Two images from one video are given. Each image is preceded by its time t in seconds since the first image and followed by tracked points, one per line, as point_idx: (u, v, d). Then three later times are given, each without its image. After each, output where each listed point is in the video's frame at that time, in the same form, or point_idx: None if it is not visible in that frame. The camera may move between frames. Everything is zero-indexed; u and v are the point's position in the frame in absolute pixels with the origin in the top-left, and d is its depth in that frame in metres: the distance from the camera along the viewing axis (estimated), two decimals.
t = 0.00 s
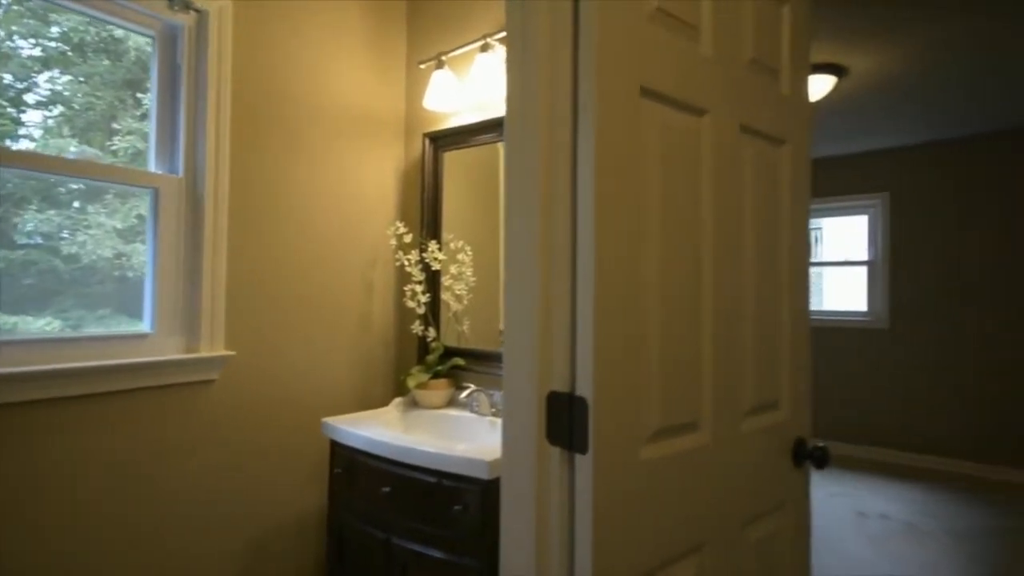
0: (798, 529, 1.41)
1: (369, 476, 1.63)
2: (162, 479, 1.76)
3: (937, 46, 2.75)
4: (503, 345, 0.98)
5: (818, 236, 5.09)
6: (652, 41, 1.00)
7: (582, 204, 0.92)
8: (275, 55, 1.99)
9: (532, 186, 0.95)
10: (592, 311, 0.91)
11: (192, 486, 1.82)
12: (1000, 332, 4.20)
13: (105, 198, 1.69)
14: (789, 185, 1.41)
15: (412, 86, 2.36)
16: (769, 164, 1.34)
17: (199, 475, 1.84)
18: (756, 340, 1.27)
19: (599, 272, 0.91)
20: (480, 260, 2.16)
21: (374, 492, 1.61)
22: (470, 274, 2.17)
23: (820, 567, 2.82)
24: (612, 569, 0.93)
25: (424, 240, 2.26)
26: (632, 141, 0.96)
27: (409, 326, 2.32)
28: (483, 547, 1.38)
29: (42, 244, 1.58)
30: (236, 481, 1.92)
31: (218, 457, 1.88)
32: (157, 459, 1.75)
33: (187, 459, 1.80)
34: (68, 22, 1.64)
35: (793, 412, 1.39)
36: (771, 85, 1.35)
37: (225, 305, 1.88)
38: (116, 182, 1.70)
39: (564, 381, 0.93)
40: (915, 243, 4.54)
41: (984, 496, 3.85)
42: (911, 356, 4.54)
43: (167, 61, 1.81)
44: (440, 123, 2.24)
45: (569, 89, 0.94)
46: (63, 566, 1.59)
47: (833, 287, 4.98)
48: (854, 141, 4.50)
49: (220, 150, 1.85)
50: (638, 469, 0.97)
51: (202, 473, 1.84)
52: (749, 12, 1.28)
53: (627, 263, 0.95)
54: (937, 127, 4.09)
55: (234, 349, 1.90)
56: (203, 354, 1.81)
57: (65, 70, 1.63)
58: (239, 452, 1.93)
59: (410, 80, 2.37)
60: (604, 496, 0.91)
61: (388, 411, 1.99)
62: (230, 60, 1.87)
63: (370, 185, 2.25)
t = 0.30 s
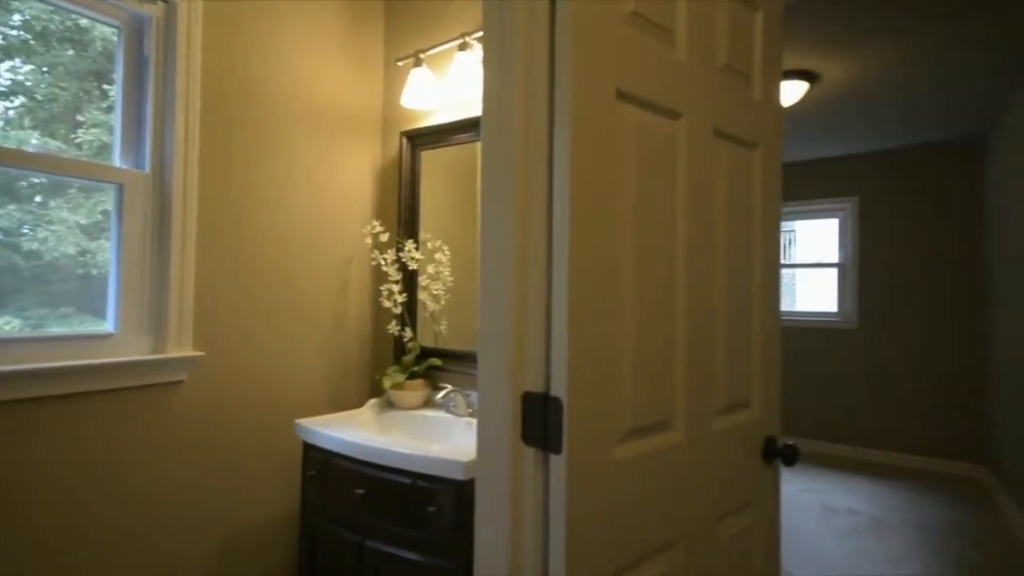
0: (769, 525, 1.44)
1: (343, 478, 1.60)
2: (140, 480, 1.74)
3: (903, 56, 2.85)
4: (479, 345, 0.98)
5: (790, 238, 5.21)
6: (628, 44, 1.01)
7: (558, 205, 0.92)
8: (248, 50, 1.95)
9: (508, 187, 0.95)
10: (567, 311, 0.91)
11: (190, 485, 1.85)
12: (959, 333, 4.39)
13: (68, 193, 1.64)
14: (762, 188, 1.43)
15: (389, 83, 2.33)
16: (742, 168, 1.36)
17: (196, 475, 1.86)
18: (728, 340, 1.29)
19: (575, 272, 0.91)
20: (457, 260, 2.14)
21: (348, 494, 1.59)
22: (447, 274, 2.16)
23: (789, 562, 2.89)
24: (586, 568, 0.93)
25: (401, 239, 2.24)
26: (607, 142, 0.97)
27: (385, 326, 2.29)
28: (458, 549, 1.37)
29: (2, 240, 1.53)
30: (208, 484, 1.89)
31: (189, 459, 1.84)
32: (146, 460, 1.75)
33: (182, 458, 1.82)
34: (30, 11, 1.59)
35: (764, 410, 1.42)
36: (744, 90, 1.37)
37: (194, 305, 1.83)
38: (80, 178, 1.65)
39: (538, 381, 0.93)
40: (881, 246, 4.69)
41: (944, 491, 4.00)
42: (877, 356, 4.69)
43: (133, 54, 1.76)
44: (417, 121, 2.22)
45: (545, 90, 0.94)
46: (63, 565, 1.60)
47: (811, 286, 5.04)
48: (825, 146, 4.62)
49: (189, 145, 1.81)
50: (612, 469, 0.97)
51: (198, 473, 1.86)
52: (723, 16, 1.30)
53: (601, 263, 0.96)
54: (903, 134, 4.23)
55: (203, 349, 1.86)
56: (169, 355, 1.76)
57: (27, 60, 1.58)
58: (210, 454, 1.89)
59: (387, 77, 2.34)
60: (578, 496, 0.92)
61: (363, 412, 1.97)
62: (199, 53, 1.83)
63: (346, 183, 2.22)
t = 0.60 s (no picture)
0: (739, 521, 1.46)
1: (315, 480, 1.58)
2: (116, 483, 1.70)
3: (873, 61, 2.92)
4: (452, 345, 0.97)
5: (765, 239, 5.31)
6: (603, 47, 1.02)
7: (532, 206, 0.93)
8: (219, 43, 1.90)
9: (482, 188, 0.95)
10: (541, 312, 0.91)
11: (188, 485, 1.87)
12: (924, 332, 4.53)
13: (30, 187, 1.59)
14: (734, 190, 1.46)
15: (365, 80, 2.29)
16: (715, 169, 1.38)
17: (192, 475, 1.88)
18: (702, 340, 1.31)
19: (548, 274, 0.92)
20: (434, 259, 2.12)
21: (320, 497, 1.56)
22: (424, 273, 2.13)
23: (761, 557, 2.95)
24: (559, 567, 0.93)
25: (377, 238, 2.21)
26: (583, 144, 0.97)
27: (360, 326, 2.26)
28: (432, 551, 1.36)
29: None
30: (176, 486, 1.84)
31: (156, 461, 1.79)
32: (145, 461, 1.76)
33: (180, 459, 1.84)
34: None
35: (734, 409, 1.44)
36: (717, 93, 1.39)
37: (161, 304, 1.78)
38: (39, 171, 1.60)
39: (512, 382, 0.93)
40: (851, 248, 4.82)
41: (908, 485, 4.14)
42: (846, 355, 4.83)
43: (96, 45, 1.71)
44: (394, 119, 2.19)
45: (521, 91, 0.94)
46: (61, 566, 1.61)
47: (777, 289, 5.21)
48: (798, 149, 4.72)
49: (155, 138, 1.75)
50: (584, 468, 0.97)
51: (186, 474, 1.86)
52: (697, 20, 1.32)
53: (575, 264, 0.96)
54: (873, 137, 4.35)
55: (169, 350, 1.80)
56: (134, 356, 1.70)
57: None
58: (176, 455, 1.83)
59: (363, 74, 2.30)
60: (550, 495, 0.92)
61: (337, 413, 1.94)
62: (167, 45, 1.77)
63: (320, 181, 2.19)
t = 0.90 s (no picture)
0: (711, 517, 1.48)
1: (285, 483, 1.54)
2: (75, 489, 1.64)
3: (845, 64, 2.99)
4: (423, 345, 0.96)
5: (740, 238, 5.40)
6: (576, 45, 1.01)
7: (503, 204, 0.92)
8: (183, 34, 1.85)
9: (453, 185, 0.94)
10: (512, 312, 0.90)
11: (153, 489, 1.81)
12: (889, 329, 4.70)
13: None
14: (707, 190, 1.47)
15: (337, 75, 2.25)
16: (688, 169, 1.39)
17: (157, 479, 1.82)
18: (674, 339, 1.32)
19: (520, 272, 0.91)
20: (408, 257, 2.09)
21: (290, 500, 1.53)
22: (398, 271, 2.10)
23: (731, 551, 3.02)
24: (531, 568, 0.93)
25: (350, 235, 2.18)
26: (555, 143, 0.97)
27: (332, 325, 2.22)
28: (405, 553, 1.35)
29: None
30: (141, 490, 1.78)
31: (120, 465, 1.73)
32: (148, 461, 1.79)
33: (181, 459, 1.87)
34: None
35: (707, 406, 1.46)
36: (690, 93, 1.40)
37: (122, 303, 1.72)
38: None
39: (484, 382, 0.93)
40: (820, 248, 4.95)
41: (875, 478, 4.26)
42: (815, 352, 4.96)
43: (52, 32, 1.64)
44: (368, 114, 2.15)
45: (493, 88, 0.93)
46: (64, 567, 1.62)
47: (755, 285, 5.28)
48: (770, 151, 4.82)
49: (115, 131, 1.69)
50: (556, 468, 0.97)
51: (150, 477, 1.80)
52: (672, 21, 1.32)
53: (547, 263, 0.95)
54: (843, 139, 4.46)
55: (131, 350, 1.75)
56: (94, 357, 1.64)
57: None
58: (143, 458, 1.78)
59: (335, 68, 2.25)
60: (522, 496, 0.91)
61: (309, 413, 1.90)
62: (129, 35, 1.72)
63: (290, 176, 2.14)
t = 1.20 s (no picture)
0: (683, 514, 1.50)
1: (253, 487, 1.51)
2: (31, 495, 1.58)
3: (815, 67, 3.07)
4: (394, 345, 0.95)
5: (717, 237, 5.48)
6: (548, 44, 1.01)
7: (474, 203, 0.91)
8: (149, 25, 1.79)
9: (424, 184, 0.93)
10: (483, 312, 0.90)
11: (116, 494, 1.76)
12: (857, 326, 4.84)
13: None
14: (680, 190, 1.48)
15: (311, 70, 2.20)
16: (661, 169, 1.40)
17: (120, 483, 1.77)
18: (646, 337, 1.33)
19: (491, 272, 0.90)
20: (382, 256, 2.06)
21: (258, 503, 1.50)
22: (372, 270, 2.07)
23: (703, 545, 3.08)
24: (501, 569, 0.93)
25: (324, 233, 2.14)
26: (527, 142, 0.96)
27: (304, 325, 2.18)
28: (376, 556, 1.33)
29: None
30: (103, 495, 1.73)
31: (80, 471, 1.68)
32: (146, 462, 1.82)
33: (177, 460, 1.90)
34: None
35: (679, 405, 1.48)
36: (663, 94, 1.41)
37: (80, 302, 1.66)
38: None
39: (454, 382, 0.92)
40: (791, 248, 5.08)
41: (843, 472, 4.38)
42: (785, 350, 5.09)
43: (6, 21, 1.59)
44: (342, 110, 2.12)
45: (464, 86, 0.92)
46: (64, 566, 1.65)
47: (730, 284, 5.40)
48: (745, 151, 4.90)
49: (74, 123, 1.63)
50: (527, 469, 0.97)
51: (113, 482, 1.75)
52: (644, 21, 1.33)
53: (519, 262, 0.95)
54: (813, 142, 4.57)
55: (91, 351, 1.69)
56: (51, 358, 1.59)
57: None
58: (105, 462, 1.73)
59: (309, 63, 2.21)
60: (492, 497, 0.91)
61: (280, 415, 1.87)
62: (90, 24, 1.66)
63: (261, 173, 2.09)
